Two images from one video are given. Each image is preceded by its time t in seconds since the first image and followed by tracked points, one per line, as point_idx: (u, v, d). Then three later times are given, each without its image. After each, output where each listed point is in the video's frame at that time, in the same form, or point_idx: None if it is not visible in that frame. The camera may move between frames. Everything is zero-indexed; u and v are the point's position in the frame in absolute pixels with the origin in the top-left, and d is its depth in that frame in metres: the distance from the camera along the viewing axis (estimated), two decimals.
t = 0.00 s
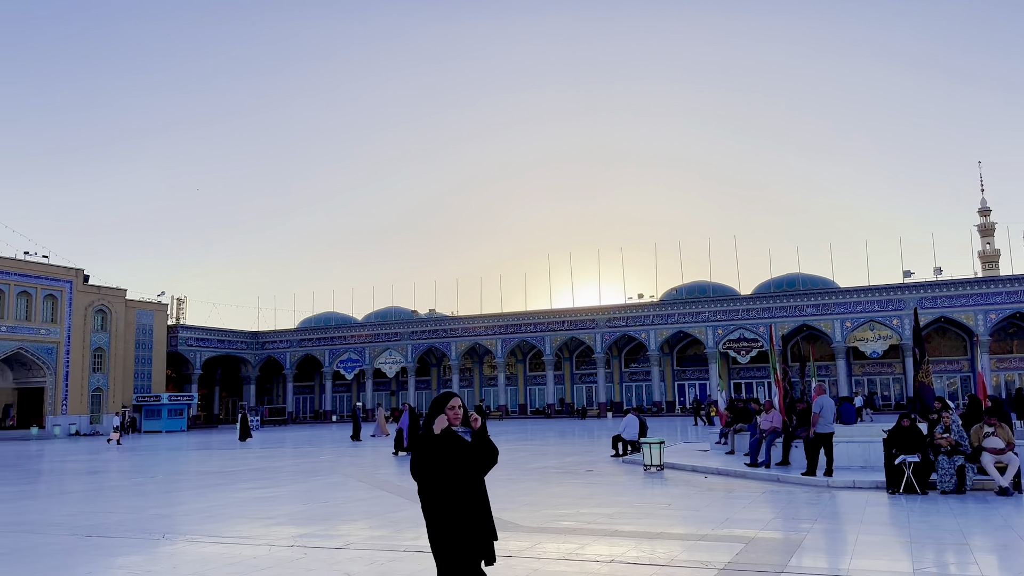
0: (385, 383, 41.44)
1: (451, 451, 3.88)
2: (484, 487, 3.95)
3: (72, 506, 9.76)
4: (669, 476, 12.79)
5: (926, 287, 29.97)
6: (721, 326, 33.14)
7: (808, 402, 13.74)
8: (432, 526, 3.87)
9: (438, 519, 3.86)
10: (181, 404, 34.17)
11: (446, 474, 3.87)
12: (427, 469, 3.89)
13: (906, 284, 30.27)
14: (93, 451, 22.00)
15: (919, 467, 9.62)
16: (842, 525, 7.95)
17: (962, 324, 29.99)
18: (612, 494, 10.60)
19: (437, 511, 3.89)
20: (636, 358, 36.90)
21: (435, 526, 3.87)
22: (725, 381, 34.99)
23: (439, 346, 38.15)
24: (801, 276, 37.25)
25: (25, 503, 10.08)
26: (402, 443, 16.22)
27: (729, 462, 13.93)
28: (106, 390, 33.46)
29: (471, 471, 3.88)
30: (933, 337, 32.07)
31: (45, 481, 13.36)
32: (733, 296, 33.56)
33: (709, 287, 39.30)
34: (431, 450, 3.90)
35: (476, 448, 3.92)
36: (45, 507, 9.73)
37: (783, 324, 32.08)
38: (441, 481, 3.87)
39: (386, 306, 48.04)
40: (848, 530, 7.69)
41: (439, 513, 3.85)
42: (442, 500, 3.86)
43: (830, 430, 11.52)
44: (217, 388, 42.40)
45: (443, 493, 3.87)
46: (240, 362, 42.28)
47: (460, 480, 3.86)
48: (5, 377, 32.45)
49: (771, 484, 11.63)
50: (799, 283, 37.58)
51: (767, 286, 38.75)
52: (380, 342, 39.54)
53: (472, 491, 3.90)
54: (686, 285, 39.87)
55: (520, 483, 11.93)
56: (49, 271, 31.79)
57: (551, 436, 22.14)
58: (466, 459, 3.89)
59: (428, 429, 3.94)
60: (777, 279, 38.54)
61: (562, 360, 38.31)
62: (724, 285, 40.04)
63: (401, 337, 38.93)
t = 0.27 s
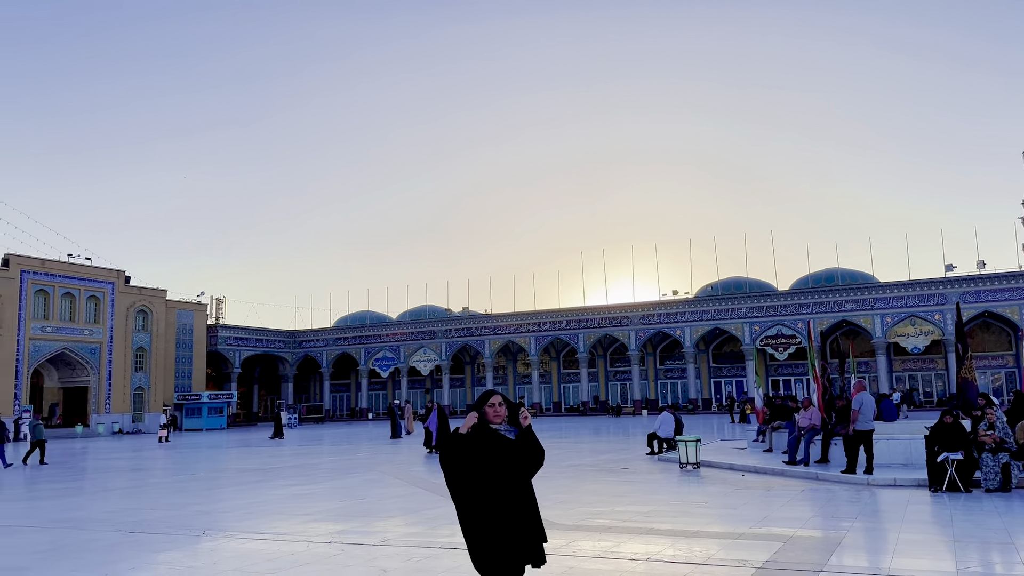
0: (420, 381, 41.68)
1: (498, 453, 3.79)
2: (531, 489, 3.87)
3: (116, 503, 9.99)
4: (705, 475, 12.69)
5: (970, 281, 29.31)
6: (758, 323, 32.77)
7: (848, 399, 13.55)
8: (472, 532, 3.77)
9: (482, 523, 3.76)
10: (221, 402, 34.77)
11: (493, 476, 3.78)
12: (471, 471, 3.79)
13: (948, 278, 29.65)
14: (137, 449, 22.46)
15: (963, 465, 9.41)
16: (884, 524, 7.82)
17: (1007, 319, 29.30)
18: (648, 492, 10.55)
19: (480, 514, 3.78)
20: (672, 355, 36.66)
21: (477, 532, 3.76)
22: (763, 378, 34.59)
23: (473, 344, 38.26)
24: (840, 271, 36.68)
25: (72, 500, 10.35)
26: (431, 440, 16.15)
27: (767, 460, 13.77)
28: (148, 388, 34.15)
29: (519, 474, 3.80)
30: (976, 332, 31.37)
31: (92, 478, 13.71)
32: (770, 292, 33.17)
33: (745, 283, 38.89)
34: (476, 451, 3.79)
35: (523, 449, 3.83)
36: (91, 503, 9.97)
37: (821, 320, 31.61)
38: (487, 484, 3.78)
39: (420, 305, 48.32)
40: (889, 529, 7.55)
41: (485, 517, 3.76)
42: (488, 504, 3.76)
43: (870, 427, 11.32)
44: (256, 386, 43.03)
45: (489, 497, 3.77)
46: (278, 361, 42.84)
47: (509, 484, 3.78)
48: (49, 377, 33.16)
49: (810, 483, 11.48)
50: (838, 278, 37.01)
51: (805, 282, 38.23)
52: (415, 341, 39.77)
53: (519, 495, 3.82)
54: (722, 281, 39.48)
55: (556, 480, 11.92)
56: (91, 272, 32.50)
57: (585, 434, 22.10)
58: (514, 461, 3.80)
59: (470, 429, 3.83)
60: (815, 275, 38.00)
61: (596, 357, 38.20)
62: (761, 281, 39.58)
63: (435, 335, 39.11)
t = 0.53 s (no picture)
0: (456, 380, 41.86)
1: (540, 454, 3.73)
2: (574, 491, 3.79)
3: (162, 500, 10.21)
4: (745, 474, 12.55)
5: (1017, 276, 28.57)
6: (798, 320, 32.33)
7: (891, 398, 13.32)
8: (512, 535, 3.70)
9: (537, 529, 3.69)
10: (262, 401, 35.31)
11: (535, 478, 3.71)
12: (513, 473, 3.73)
13: (995, 273, 28.93)
14: (181, 448, 22.91)
15: (1011, 465, 9.18)
16: (928, 524, 7.66)
17: None
18: (686, 492, 10.47)
19: (522, 515, 3.72)
20: (710, 354, 36.32)
21: (518, 534, 3.69)
22: (803, 376, 34.12)
23: (509, 343, 38.31)
24: (882, 267, 36.01)
25: (120, 497, 10.61)
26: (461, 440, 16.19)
27: (808, 459, 13.58)
28: (191, 388, 34.77)
29: (563, 476, 3.73)
30: None
31: (138, 476, 14.02)
32: (809, 289, 32.70)
33: (785, 280, 38.38)
34: (518, 452, 3.74)
35: (566, 449, 3.76)
36: (138, 501, 10.20)
37: (863, 317, 31.04)
38: (530, 485, 3.71)
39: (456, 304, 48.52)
40: (934, 529, 7.39)
41: (527, 519, 3.69)
42: (530, 506, 3.69)
43: (914, 425, 11.09)
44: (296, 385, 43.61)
45: (532, 499, 3.70)
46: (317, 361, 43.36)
47: (552, 486, 3.71)
48: (96, 377, 34.09)
49: (852, 482, 11.29)
50: (880, 274, 36.34)
51: (846, 278, 37.60)
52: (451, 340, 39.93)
53: (562, 497, 3.75)
54: (760, 278, 39.02)
55: (593, 480, 11.88)
56: (136, 274, 33.20)
57: (622, 433, 22.02)
58: (558, 462, 3.74)
59: (511, 429, 3.80)
60: (856, 272, 37.36)
61: (632, 356, 38.02)
62: (801, 278, 39.02)
63: (470, 334, 39.23)
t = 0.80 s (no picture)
0: (495, 381, 41.95)
1: (588, 454, 3.62)
2: (623, 493, 3.67)
3: (207, 499, 10.40)
4: (789, 476, 12.35)
5: None
6: (842, 319, 31.78)
7: (940, 398, 13.00)
8: (557, 540, 3.55)
9: (583, 531, 3.55)
10: (304, 402, 35.80)
11: (583, 478, 3.59)
12: (562, 473, 3.59)
13: None
14: (225, 448, 23.31)
15: None
16: (980, 528, 7.45)
17: None
18: (729, 494, 10.33)
19: (567, 518, 3.57)
20: (752, 354, 35.87)
21: (563, 539, 3.54)
22: (848, 377, 33.50)
23: (547, 343, 38.26)
24: (929, 264, 35.19)
25: (167, 496, 10.84)
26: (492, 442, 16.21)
27: (854, 461, 13.31)
28: (235, 389, 35.37)
29: (612, 477, 3.61)
30: None
31: (186, 475, 14.32)
32: (854, 287, 32.10)
33: (828, 279, 37.73)
34: (564, 450, 3.63)
35: (613, 449, 3.65)
36: (184, 499, 10.42)
37: (910, 315, 30.38)
38: (577, 486, 3.58)
39: (495, 305, 48.61)
40: (987, 533, 7.19)
41: (574, 522, 3.55)
42: (577, 508, 3.56)
43: (964, 426, 10.81)
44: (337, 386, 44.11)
45: (579, 501, 3.57)
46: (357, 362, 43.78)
47: (602, 487, 3.59)
48: (143, 378, 34.89)
49: (900, 484, 11.04)
50: (927, 271, 35.53)
51: (891, 276, 36.83)
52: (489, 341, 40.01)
53: (612, 499, 3.62)
54: (803, 277, 38.42)
55: (633, 481, 11.80)
56: (181, 278, 33.89)
57: (663, 434, 21.83)
58: (608, 462, 3.62)
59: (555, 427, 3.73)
60: (903, 269, 36.57)
61: (672, 356, 37.72)
62: (844, 276, 38.33)
63: (509, 335, 39.26)
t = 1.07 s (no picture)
0: (536, 383, 41.92)
1: (643, 454, 3.60)
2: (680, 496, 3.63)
3: (254, 500, 10.60)
4: (836, 479, 12.14)
5: None
6: (891, 319, 31.12)
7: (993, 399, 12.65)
8: (611, 542, 3.50)
9: (639, 531, 3.53)
10: (348, 404, 36.24)
11: (641, 484, 3.56)
12: (616, 474, 3.56)
13: None
14: (271, 449, 23.70)
15: None
16: None
17: None
18: (775, 497, 10.18)
19: (626, 526, 3.54)
20: (797, 355, 35.30)
21: (623, 548, 3.51)
22: (897, 378, 32.77)
23: (588, 345, 38.13)
24: (981, 262, 34.26)
25: (214, 496, 11.08)
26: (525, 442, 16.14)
27: (903, 464, 13.02)
28: (281, 391, 35.93)
29: (669, 480, 3.57)
30: None
31: (233, 476, 14.60)
32: (903, 287, 31.39)
33: (875, 278, 36.98)
34: (618, 451, 3.61)
35: (666, 450, 3.61)
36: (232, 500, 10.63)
37: (961, 315, 29.62)
38: (635, 491, 3.56)
39: (535, 307, 48.59)
40: None
41: (633, 529, 3.52)
42: (636, 515, 3.53)
43: (1019, 429, 10.50)
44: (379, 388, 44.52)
45: (637, 507, 3.54)
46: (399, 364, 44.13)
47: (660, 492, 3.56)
48: (192, 380, 35.57)
49: (952, 489, 10.76)
50: (979, 270, 34.60)
51: (942, 275, 35.94)
52: (529, 343, 40.00)
53: (671, 509, 3.59)
54: (849, 276, 37.70)
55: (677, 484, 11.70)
56: (228, 282, 34.57)
57: (707, 436, 21.60)
58: (662, 467, 3.58)
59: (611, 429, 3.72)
60: (953, 268, 35.67)
61: (715, 358, 37.31)
62: (892, 275, 37.53)
63: (549, 337, 39.23)
